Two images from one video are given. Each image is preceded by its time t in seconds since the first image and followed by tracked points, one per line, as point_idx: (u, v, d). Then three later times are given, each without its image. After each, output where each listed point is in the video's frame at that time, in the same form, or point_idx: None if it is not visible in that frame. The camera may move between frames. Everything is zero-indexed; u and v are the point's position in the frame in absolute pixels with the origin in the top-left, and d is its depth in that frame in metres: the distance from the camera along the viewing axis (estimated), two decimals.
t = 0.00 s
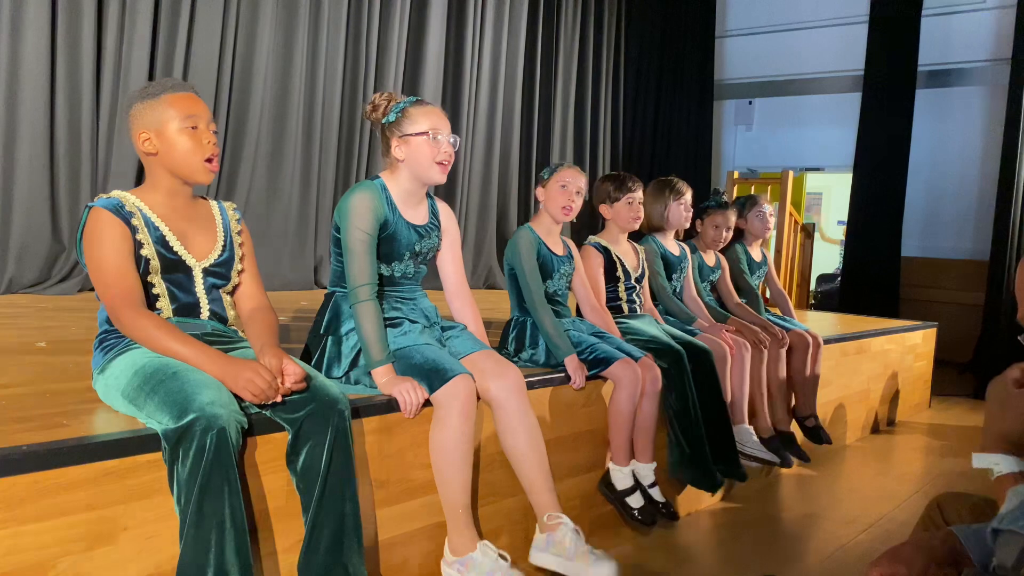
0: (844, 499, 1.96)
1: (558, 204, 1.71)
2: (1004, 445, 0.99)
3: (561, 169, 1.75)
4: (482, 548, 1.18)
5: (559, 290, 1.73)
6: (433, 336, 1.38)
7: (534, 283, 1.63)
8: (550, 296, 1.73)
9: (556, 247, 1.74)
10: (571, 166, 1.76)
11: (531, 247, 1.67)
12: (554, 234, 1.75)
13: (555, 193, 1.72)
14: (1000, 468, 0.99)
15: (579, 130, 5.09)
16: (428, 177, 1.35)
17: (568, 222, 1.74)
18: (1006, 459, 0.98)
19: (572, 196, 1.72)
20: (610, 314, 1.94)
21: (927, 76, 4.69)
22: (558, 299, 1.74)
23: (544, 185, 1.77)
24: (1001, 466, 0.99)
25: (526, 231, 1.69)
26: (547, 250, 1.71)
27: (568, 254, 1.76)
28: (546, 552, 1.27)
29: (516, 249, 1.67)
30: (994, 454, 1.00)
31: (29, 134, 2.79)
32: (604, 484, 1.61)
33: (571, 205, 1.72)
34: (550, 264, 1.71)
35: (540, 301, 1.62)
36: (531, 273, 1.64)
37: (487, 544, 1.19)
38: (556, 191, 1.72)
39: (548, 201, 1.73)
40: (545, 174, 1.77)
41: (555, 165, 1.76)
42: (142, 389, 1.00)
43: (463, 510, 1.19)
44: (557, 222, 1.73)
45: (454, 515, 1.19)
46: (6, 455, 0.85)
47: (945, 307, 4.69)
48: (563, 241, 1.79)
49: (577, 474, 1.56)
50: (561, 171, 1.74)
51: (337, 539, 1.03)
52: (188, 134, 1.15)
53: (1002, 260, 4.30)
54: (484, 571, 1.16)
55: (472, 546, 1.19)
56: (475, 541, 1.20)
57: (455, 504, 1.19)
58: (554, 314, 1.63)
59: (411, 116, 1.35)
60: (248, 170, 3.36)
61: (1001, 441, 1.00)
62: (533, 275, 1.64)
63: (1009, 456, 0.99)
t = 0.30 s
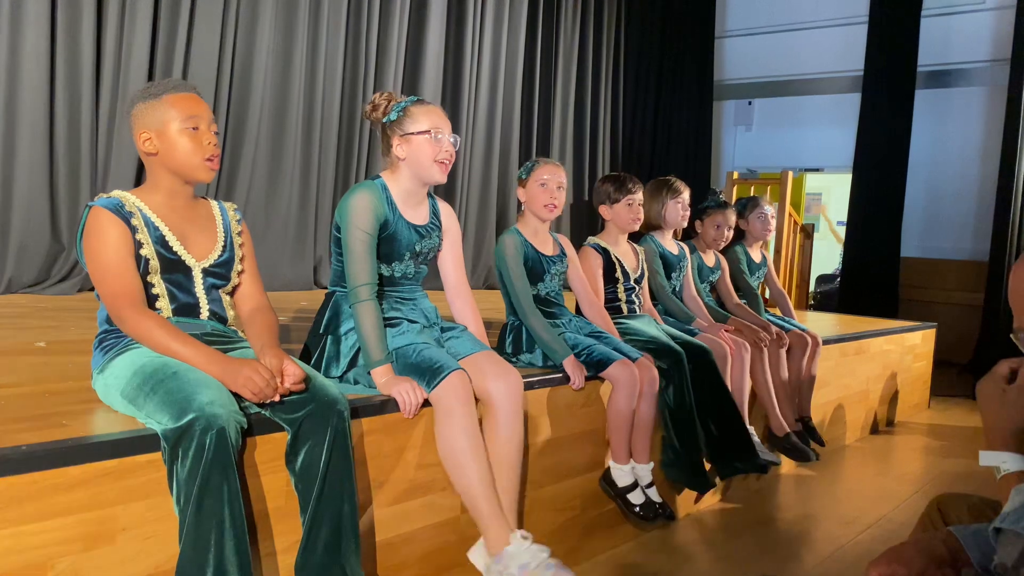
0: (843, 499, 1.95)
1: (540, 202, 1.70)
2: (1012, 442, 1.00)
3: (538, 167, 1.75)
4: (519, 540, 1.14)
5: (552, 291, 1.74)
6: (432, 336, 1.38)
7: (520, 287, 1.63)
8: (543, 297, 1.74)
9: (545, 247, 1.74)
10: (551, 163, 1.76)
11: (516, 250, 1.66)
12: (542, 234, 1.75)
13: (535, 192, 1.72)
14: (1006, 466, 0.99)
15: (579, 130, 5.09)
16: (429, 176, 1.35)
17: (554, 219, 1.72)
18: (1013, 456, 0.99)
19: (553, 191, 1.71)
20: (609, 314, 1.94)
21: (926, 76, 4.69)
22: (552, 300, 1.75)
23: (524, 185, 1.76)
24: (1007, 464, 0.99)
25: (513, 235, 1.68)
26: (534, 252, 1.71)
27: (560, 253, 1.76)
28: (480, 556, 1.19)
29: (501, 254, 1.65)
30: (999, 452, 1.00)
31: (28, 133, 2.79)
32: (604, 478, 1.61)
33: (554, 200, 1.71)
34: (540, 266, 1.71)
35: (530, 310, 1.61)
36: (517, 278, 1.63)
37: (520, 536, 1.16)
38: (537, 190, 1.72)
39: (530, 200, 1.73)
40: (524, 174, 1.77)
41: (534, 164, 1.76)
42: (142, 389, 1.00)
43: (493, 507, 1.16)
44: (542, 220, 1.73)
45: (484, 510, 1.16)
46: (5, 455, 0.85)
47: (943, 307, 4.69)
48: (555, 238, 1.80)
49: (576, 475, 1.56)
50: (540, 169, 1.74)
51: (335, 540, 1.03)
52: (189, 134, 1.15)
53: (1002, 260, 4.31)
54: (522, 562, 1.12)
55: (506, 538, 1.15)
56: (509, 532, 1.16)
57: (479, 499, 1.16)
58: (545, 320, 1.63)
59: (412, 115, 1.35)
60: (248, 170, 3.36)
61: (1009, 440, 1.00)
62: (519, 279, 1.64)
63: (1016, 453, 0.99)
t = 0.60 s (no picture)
0: (842, 500, 1.95)
1: (532, 204, 1.70)
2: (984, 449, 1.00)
3: (528, 168, 1.75)
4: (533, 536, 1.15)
5: (548, 292, 1.75)
6: (431, 337, 1.38)
7: (516, 290, 1.63)
8: (540, 299, 1.74)
9: (541, 248, 1.74)
10: (540, 163, 1.75)
11: (511, 253, 1.66)
12: (537, 235, 1.75)
13: (527, 194, 1.72)
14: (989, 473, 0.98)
15: (577, 131, 5.09)
16: (429, 176, 1.35)
17: (546, 220, 1.72)
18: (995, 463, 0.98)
19: (545, 192, 1.71)
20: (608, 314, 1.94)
21: (925, 78, 4.70)
22: (550, 302, 1.76)
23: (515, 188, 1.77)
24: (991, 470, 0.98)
25: (507, 236, 1.69)
26: (529, 254, 1.70)
27: (556, 253, 1.76)
28: (465, 555, 1.24)
29: (498, 257, 1.66)
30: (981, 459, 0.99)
31: (27, 132, 2.78)
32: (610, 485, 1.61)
33: (545, 201, 1.71)
34: (537, 267, 1.72)
35: (525, 311, 1.61)
36: (513, 281, 1.63)
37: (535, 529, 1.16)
38: (528, 192, 1.72)
39: (521, 202, 1.73)
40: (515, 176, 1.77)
41: (523, 166, 1.76)
42: (140, 389, 1.00)
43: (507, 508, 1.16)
44: (534, 221, 1.72)
45: (495, 506, 1.16)
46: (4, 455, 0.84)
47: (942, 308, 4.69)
48: (550, 237, 1.80)
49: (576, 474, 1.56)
50: (531, 170, 1.74)
51: (333, 541, 1.03)
52: (189, 134, 1.15)
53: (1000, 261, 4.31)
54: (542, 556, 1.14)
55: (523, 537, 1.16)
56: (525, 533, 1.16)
57: (489, 495, 1.16)
58: (542, 322, 1.62)
59: (413, 115, 1.35)
60: (246, 170, 3.36)
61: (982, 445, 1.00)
62: (515, 281, 1.63)
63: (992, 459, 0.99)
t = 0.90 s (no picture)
0: (839, 500, 1.96)
1: (536, 204, 1.70)
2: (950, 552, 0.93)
3: (532, 168, 1.74)
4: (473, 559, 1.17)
5: (551, 292, 1.74)
6: (429, 336, 1.38)
7: (522, 287, 1.63)
8: (542, 298, 1.73)
9: (545, 248, 1.74)
10: (544, 163, 1.75)
11: (515, 251, 1.66)
12: (540, 236, 1.75)
13: (529, 194, 1.72)
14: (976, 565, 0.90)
15: (575, 132, 5.09)
16: (423, 179, 1.35)
17: (549, 221, 1.72)
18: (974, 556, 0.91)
19: (547, 192, 1.71)
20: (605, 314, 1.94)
21: (922, 79, 4.71)
22: (551, 301, 1.75)
23: (518, 188, 1.77)
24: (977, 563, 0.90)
25: (512, 235, 1.68)
26: (534, 254, 1.70)
27: (559, 253, 1.76)
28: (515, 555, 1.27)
29: (501, 255, 1.66)
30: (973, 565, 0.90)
31: (24, 131, 2.78)
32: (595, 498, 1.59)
33: (548, 201, 1.71)
34: (539, 266, 1.71)
35: (529, 308, 1.61)
36: (517, 279, 1.63)
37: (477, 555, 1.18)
38: (531, 192, 1.72)
39: (524, 202, 1.73)
40: (518, 176, 1.77)
41: (526, 165, 1.76)
42: (137, 388, 0.99)
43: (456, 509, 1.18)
44: (537, 221, 1.72)
45: (446, 505, 1.18)
46: None
47: (939, 309, 4.69)
48: (553, 237, 1.80)
49: (572, 475, 1.56)
50: (535, 169, 1.73)
51: (330, 541, 1.03)
52: (186, 133, 1.15)
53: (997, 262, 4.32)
54: None
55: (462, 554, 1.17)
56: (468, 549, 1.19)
57: (446, 490, 1.17)
58: (543, 320, 1.62)
59: (409, 116, 1.35)
60: (244, 169, 3.35)
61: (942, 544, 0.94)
62: (519, 281, 1.63)
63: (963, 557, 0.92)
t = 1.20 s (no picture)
0: (836, 501, 1.96)
1: (548, 204, 1.70)
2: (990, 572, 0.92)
3: (545, 169, 1.74)
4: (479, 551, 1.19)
5: (557, 291, 1.74)
6: (426, 336, 1.38)
7: (529, 284, 1.63)
8: (547, 297, 1.73)
9: (554, 249, 1.74)
10: (557, 165, 1.75)
11: (526, 250, 1.66)
12: (551, 236, 1.75)
13: (543, 194, 1.72)
14: None
15: (572, 132, 5.09)
16: (424, 175, 1.34)
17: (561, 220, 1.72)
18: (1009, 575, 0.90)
19: (561, 192, 1.71)
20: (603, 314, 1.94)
21: (919, 79, 4.72)
22: (554, 300, 1.75)
23: (531, 188, 1.77)
24: None
25: (523, 234, 1.69)
26: (545, 253, 1.71)
27: (567, 255, 1.76)
28: (550, 546, 1.29)
29: (512, 253, 1.66)
30: None
31: (20, 131, 2.77)
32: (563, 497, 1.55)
33: (562, 200, 1.71)
34: (547, 266, 1.71)
35: (534, 304, 1.61)
36: (526, 276, 1.63)
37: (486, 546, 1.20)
38: (544, 191, 1.72)
39: (538, 202, 1.73)
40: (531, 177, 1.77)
41: (540, 167, 1.76)
42: (133, 389, 0.99)
43: (460, 509, 1.19)
44: (551, 221, 1.73)
45: (452, 507, 1.19)
46: None
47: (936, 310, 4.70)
48: (562, 240, 1.79)
49: (567, 476, 1.57)
50: (549, 170, 1.73)
51: (326, 542, 1.03)
52: (182, 132, 1.14)
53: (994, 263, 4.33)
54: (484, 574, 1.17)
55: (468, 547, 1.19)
56: (475, 540, 1.20)
57: (449, 492, 1.19)
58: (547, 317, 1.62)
59: (406, 114, 1.35)
60: (241, 169, 3.35)
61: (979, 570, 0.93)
62: (528, 278, 1.63)
63: None
